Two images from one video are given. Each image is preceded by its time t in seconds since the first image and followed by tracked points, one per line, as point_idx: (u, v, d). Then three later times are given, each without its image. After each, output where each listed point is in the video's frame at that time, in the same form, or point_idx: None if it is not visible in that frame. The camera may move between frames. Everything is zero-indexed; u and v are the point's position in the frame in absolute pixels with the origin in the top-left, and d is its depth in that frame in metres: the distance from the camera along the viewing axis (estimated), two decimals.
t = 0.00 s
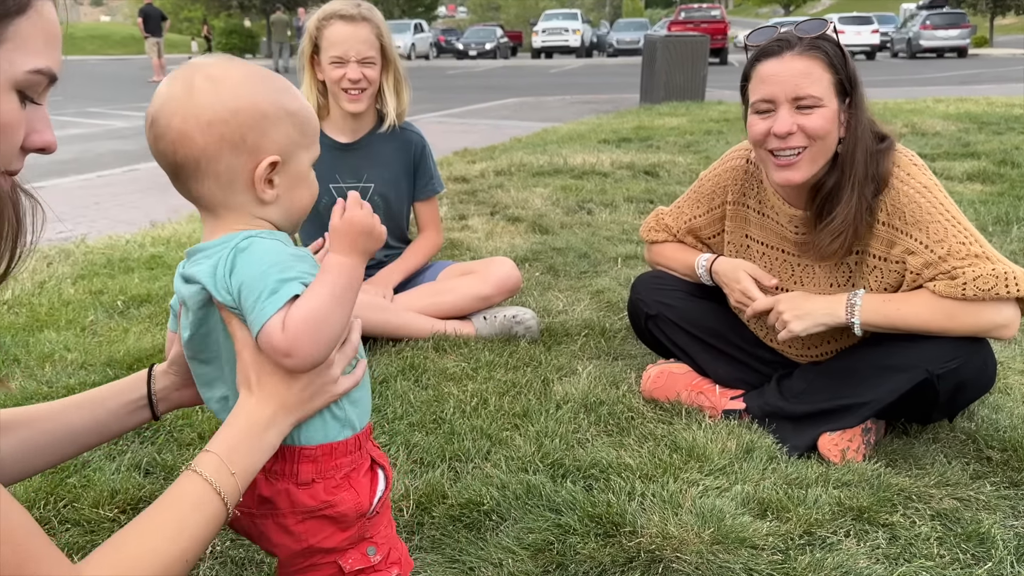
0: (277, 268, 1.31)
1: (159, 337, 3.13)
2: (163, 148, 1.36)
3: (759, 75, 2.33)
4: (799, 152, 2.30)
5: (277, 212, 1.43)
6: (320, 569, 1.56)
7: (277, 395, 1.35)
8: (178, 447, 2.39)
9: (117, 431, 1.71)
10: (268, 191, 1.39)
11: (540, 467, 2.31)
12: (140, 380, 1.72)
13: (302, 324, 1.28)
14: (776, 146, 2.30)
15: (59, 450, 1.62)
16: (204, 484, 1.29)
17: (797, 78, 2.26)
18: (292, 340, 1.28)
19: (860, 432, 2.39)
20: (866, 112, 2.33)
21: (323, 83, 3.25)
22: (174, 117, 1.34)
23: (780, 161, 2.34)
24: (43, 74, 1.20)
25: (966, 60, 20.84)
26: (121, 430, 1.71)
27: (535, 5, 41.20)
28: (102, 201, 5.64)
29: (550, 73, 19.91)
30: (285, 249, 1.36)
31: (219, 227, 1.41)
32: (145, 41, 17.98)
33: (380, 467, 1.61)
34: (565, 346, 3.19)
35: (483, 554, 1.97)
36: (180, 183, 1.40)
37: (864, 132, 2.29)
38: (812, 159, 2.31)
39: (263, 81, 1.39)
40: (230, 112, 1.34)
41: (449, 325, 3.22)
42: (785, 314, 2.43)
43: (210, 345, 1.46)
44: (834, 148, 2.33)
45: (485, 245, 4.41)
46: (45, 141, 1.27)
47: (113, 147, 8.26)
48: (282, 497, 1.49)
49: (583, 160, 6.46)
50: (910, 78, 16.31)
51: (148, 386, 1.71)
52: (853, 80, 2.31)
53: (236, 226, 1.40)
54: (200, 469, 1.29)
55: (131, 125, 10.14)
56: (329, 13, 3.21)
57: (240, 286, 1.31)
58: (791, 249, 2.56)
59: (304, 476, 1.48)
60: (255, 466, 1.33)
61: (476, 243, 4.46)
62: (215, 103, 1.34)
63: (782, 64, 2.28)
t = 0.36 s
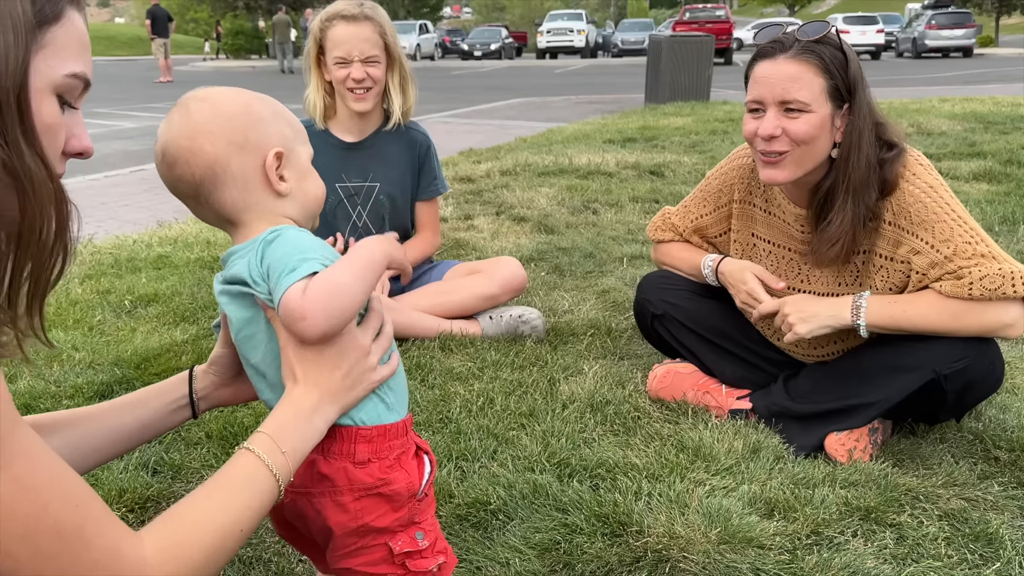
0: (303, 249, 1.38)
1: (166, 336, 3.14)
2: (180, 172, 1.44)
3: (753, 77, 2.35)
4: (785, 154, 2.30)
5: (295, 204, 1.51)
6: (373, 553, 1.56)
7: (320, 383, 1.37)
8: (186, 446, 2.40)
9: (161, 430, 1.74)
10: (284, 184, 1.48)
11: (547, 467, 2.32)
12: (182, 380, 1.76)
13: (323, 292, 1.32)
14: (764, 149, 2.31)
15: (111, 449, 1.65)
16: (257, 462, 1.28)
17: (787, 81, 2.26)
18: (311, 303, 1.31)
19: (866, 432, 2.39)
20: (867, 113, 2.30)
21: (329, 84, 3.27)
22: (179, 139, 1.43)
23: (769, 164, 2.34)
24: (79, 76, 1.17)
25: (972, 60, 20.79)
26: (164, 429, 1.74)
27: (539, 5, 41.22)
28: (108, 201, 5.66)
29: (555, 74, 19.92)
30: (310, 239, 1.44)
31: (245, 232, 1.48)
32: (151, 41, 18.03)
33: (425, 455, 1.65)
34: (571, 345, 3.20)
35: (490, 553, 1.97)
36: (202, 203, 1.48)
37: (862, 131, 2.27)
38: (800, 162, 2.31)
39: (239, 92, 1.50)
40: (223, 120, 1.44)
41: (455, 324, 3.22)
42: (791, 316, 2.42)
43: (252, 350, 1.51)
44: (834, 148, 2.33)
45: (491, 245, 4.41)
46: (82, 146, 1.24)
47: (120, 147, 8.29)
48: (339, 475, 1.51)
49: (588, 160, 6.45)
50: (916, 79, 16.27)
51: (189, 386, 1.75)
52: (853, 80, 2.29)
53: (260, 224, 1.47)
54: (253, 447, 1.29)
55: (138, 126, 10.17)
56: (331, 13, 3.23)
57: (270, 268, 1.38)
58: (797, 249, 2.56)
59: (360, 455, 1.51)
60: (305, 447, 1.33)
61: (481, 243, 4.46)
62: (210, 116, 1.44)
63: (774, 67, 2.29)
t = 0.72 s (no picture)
0: (406, 226, 1.43)
1: (169, 336, 3.14)
2: (305, 154, 1.46)
3: (753, 83, 2.34)
4: (791, 159, 2.29)
5: (408, 193, 1.51)
6: (432, 525, 1.56)
7: (385, 366, 1.38)
8: (189, 446, 2.40)
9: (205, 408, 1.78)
10: (399, 174, 1.48)
11: (550, 467, 2.31)
12: (225, 361, 1.80)
13: (422, 266, 1.38)
14: (768, 155, 2.31)
15: (153, 426, 1.69)
16: (316, 442, 1.28)
17: (789, 86, 2.25)
18: (411, 269, 1.36)
19: (871, 433, 2.39)
20: (867, 115, 2.31)
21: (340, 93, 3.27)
22: (310, 121, 1.44)
23: (773, 170, 2.34)
24: (108, 75, 1.22)
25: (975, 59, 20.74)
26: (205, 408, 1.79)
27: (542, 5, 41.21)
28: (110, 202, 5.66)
29: (558, 74, 19.91)
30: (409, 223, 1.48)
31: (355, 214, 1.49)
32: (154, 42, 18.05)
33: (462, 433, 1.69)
34: (574, 345, 3.19)
35: (494, 553, 1.97)
36: (322, 186, 1.49)
37: (864, 135, 2.27)
38: (805, 166, 2.30)
39: (366, 79, 1.50)
40: (352, 106, 1.45)
41: (457, 325, 3.22)
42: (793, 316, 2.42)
43: (318, 328, 1.51)
44: (836, 151, 2.32)
45: (493, 245, 4.41)
46: (114, 142, 1.31)
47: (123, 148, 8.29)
48: (394, 454, 1.51)
49: (591, 160, 6.45)
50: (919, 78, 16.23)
51: (232, 366, 1.79)
52: (853, 83, 2.29)
53: (364, 207, 1.48)
54: (314, 428, 1.29)
55: (140, 126, 10.18)
56: (337, 20, 3.23)
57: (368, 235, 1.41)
58: (800, 252, 2.55)
59: (413, 438, 1.52)
60: (363, 430, 1.33)
61: (484, 243, 4.46)
62: (340, 103, 1.45)
63: (775, 72, 2.28)
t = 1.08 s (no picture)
0: (509, 263, 1.45)
1: (168, 336, 3.14)
2: (425, 169, 1.49)
3: (750, 86, 2.34)
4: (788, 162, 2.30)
5: (510, 224, 1.55)
6: (476, 521, 1.58)
7: (456, 381, 1.42)
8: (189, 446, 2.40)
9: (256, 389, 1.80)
10: (510, 207, 1.51)
11: (549, 467, 2.32)
12: (281, 345, 1.82)
13: (533, 308, 1.41)
14: (764, 157, 2.32)
15: (204, 402, 1.71)
16: (385, 438, 1.30)
17: (785, 89, 2.25)
18: (521, 310, 1.39)
19: (869, 434, 2.39)
20: (864, 117, 2.31)
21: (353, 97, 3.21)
22: (440, 141, 1.48)
23: (771, 174, 2.34)
24: (131, 62, 1.22)
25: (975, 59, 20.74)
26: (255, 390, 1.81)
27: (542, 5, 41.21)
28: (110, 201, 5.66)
29: (558, 74, 19.91)
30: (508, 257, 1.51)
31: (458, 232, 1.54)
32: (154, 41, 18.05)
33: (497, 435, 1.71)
34: (574, 345, 3.20)
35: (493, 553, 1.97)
36: (432, 201, 1.53)
37: (860, 138, 2.27)
38: (802, 169, 2.30)
39: (504, 109, 1.53)
40: (483, 135, 1.47)
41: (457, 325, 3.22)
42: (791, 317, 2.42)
43: (396, 332, 1.53)
44: (833, 154, 2.32)
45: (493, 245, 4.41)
46: (147, 127, 1.35)
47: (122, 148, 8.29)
48: (442, 462, 1.52)
49: (590, 160, 6.45)
50: (918, 79, 16.23)
51: (289, 351, 1.81)
52: (849, 85, 2.28)
53: (470, 229, 1.52)
54: (384, 423, 1.31)
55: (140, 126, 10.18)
56: (359, 25, 3.23)
57: (476, 266, 1.44)
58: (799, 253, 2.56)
59: (461, 452, 1.54)
60: (425, 436, 1.35)
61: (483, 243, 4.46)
62: (474, 129, 1.47)
63: (771, 75, 2.28)
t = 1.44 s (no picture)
0: (549, 281, 1.45)
1: (164, 335, 3.14)
2: (467, 173, 1.48)
3: (750, 85, 2.34)
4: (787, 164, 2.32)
5: (549, 233, 1.54)
6: (513, 546, 1.61)
7: (503, 386, 1.46)
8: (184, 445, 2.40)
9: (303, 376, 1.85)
10: (550, 218, 1.50)
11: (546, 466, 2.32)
12: (329, 335, 1.86)
13: (581, 330, 1.43)
14: (763, 157, 2.32)
15: (248, 389, 1.78)
16: (431, 436, 1.35)
17: (785, 90, 2.25)
18: (571, 336, 1.41)
19: (864, 432, 2.40)
20: (862, 119, 2.30)
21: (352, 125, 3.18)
22: (486, 145, 1.45)
23: (771, 176, 2.34)
24: (162, 72, 1.24)
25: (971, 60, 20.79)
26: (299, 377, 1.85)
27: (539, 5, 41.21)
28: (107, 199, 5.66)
29: (555, 74, 19.92)
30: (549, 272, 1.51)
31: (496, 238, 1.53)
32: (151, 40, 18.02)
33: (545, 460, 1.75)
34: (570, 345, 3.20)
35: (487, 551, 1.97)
36: (471, 204, 1.52)
37: (859, 139, 2.27)
38: (800, 170, 2.31)
39: (558, 114, 1.49)
40: (534, 146, 1.45)
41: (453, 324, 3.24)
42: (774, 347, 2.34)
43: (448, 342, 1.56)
44: (831, 155, 2.33)
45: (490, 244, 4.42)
46: (174, 134, 1.41)
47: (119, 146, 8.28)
48: (499, 476, 1.55)
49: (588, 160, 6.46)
50: (915, 80, 16.27)
51: (336, 342, 1.85)
52: (848, 86, 2.29)
53: (511, 238, 1.53)
54: (431, 422, 1.36)
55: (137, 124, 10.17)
56: (352, 51, 3.16)
57: (516, 289, 1.43)
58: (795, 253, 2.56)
59: (515, 463, 1.58)
60: (470, 436, 1.41)
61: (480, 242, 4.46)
62: (523, 139, 1.45)
63: (772, 75, 2.28)
